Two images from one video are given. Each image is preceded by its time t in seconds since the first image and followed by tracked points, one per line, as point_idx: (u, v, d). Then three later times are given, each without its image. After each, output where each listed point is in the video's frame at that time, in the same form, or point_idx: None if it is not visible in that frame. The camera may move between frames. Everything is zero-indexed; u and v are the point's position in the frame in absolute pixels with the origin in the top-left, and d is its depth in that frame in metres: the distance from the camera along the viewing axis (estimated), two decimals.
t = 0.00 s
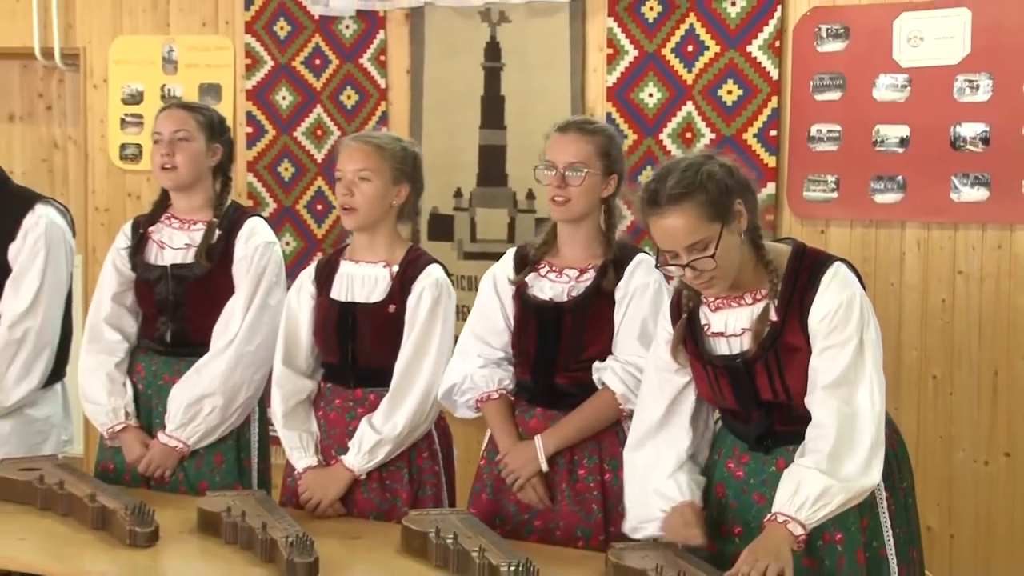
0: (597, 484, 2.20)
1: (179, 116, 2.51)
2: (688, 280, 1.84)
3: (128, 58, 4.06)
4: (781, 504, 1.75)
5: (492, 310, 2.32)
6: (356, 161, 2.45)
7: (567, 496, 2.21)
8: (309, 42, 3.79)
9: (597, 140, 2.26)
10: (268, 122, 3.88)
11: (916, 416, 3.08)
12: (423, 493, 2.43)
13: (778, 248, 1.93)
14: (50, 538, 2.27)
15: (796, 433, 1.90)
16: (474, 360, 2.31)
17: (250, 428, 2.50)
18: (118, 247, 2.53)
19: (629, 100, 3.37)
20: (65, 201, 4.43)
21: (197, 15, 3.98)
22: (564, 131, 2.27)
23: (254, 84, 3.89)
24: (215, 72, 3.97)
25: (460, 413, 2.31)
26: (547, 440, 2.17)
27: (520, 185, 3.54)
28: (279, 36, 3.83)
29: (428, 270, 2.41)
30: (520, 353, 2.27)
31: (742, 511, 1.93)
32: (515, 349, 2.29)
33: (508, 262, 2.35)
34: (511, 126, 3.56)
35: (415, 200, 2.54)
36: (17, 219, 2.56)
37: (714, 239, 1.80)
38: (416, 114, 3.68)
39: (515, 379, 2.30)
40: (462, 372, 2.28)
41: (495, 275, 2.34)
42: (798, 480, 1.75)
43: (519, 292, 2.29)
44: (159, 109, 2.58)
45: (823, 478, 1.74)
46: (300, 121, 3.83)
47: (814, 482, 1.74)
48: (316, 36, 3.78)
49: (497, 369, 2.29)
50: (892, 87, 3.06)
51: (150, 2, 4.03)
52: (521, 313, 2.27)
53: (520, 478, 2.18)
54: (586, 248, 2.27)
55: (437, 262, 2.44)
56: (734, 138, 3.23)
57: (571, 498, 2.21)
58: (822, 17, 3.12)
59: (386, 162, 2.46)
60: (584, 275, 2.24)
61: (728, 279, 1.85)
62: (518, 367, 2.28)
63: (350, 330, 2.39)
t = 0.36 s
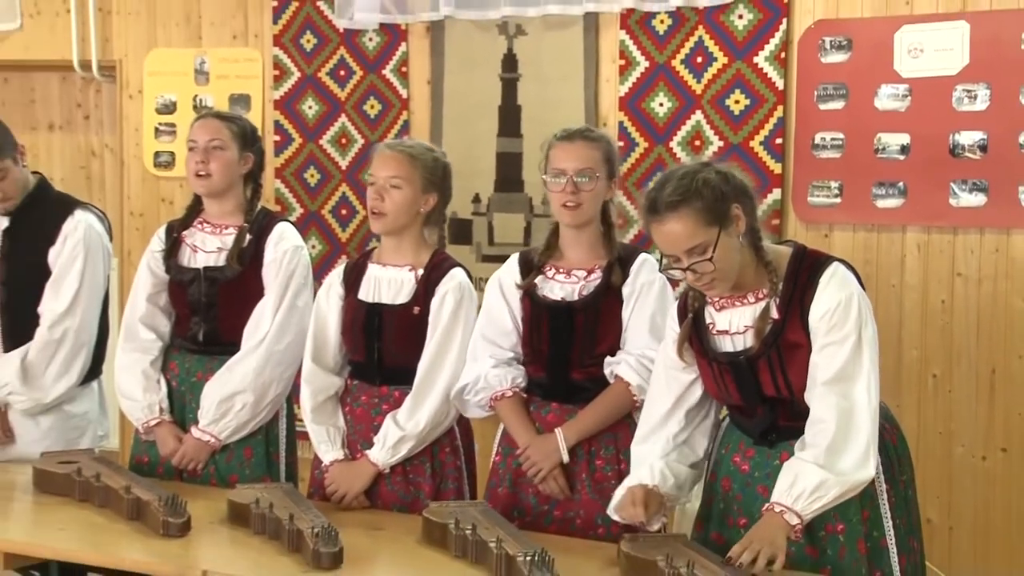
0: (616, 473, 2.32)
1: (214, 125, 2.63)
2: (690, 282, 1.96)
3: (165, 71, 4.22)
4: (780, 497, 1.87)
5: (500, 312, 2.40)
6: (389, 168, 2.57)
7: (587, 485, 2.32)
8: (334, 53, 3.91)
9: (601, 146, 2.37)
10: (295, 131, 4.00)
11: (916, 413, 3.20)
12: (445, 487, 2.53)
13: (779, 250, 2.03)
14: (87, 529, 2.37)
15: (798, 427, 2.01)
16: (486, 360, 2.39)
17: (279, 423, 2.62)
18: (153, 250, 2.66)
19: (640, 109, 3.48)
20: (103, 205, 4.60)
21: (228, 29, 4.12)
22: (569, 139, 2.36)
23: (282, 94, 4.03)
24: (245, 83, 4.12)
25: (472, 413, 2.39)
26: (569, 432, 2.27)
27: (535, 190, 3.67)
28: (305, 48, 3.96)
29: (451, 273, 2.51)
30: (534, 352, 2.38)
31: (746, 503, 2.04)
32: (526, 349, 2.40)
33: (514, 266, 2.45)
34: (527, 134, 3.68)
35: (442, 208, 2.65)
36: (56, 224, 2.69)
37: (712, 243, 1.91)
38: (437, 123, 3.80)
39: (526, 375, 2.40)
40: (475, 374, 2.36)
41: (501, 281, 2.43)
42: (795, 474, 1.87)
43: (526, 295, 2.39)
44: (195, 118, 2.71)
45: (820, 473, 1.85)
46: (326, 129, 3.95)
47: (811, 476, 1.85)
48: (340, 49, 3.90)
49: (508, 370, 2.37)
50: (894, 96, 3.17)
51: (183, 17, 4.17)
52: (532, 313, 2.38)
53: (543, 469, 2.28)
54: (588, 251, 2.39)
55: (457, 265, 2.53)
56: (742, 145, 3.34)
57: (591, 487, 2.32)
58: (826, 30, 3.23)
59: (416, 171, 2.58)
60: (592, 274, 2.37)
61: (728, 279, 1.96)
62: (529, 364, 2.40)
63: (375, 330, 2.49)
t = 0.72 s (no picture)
0: (630, 471, 2.43)
1: (246, 141, 2.75)
2: (694, 291, 2.07)
3: (198, 88, 4.39)
4: (785, 499, 1.97)
5: (515, 320, 2.51)
6: (408, 180, 2.65)
7: (603, 483, 2.43)
8: (360, 71, 4.06)
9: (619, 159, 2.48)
10: (322, 145, 4.14)
11: (919, 416, 3.33)
12: (466, 486, 2.62)
13: (781, 260, 2.14)
14: (124, 524, 2.46)
15: (802, 431, 2.12)
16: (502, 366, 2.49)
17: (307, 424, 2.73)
18: (186, 259, 2.79)
19: (653, 124, 3.62)
20: (138, 217, 4.81)
21: (258, 48, 4.28)
22: (590, 153, 2.47)
23: (309, 110, 4.16)
24: (273, 99, 4.26)
25: (488, 416, 2.50)
26: (586, 433, 2.38)
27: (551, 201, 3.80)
28: (332, 66, 4.10)
29: (468, 280, 2.59)
30: (549, 359, 2.49)
31: (753, 503, 2.15)
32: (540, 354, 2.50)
33: (528, 275, 2.56)
34: (544, 147, 3.82)
35: (458, 219, 2.73)
36: (94, 235, 2.81)
37: (713, 254, 2.02)
38: (458, 138, 3.94)
39: (541, 380, 2.50)
40: (492, 379, 2.47)
41: (515, 290, 2.54)
42: (800, 477, 1.97)
43: (540, 304, 2.50)
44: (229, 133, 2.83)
45: (822, 476, 1.96)
46: (351, 143, 4.10)
47: (814, 479, 1.96)
48: (366, 66, 4.05)
49: (524, 374, 2.48)
50: (897, 112, 3.31)
51: (216, 37, 4.34)
52: (547, 321, 2.49)
53: (561, 468, 2.39)
54: (600, 259, 2.51)
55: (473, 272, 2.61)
56: (750, 159, 3.48)
57: (607, 486, 2.43)
58: (832, 47, 3.37)
59: (434, 183, 2.66)
60: (603, 281, 2.48)
61: (731, 288, 2.07)
62: (546, 369, 2.50)
63: (397, 336, 2.58)
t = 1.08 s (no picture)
0: (637, 478, 2.54)
1: (270, 157, 2.87)
2: (700, 301, 2.18)
3: (228, 108, 4.58)
4: (787, 503, 2.09)
5: (530, 328, 2.64)
6: (409, 194, 2.76)
7: (610, 489, 2.54)
8: (380, 91, 4.23)
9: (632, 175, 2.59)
10: (344, 162, 4.32)
11: (918, 423, 3.44)
12: (481, 488, 2.74)
13: (784, 273, 2.25)
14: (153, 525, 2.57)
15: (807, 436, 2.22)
16: (517, 372, 2.62)
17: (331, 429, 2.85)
18: (213, 271, 2.92)
19: (661, 141, 3.76)
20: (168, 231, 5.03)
21: (283, 70, 4.45)
22: (607, 171, 2.59)
23: (332, 129, 4.35)
24: (298, 119, 4.44)
25: (503, 421, 2.62)
26: (593, 440, 2.49)
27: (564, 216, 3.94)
28: (354, 86, 4.28)
29: (476, 288, 2.71)
30: (563, 367, 2.60)
31: (758, 505, 2.26)
32: (554, 362, 2.62)
33: (545, 286, 2.70)
34: (556, 164, 3.95)
35: (461, 227, 2.84)
36: (124, 249, 2.94)
37: (718, 266, 2.13)
38: (474, 156, 4.09)
39: (555, 387, 2.62)
40: (507, 385, 2.59)
41: (532, 300, 2.68)
42: (800, 482, 2.09)
43: (555, 313, 2.62)
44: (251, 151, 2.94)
45: (821, 481, 2.07)
46: (372, 161, 4.26)
47: (813, 483, 2.07)
48: (386, 87, 4.22)
49: (538, 380, 2.60)
50: (895, 130, 3.42)
51: (244, 59, 4.52)
52: (561, 330, 2.60)
53: (569, 474, 2.50)
54: (616, 272, 2.62)
55: (483, 281, 2.73)
56: (755, 175, 3.61)
57: (613, 491, 2.54)
58: (833, 69, 3.49)
59: (435, 195, 2.77)
60: (617, 294, 2.60)
61: (735, 298, 2.18)
62: (559, 377, 2.61)
63: (411, 345, 2.70)
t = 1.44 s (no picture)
0: (648, 478, 2.65)
1: (296, 167, 2.99)
2: (709, 304, 2.29)
3: (257, 121, 4.73)
4: (798, 498, 2.19)
5: (549, 332, 2.77)
6: (419, 204, 2.88)
7: (621, 488, 2.65)
8: (402, 105, 4.37)
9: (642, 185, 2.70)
10: (368, 172, 4.47)
11: (919, 423, 3.55)
12: (498, 484, 2.85)
13: (789, 277, 2.37)
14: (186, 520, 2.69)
15: (813, 435, 2.33)
16: (537, 374, 2.75)
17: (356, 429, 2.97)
18: (243, 277, 3.04)
19: (671, 152, 3.89)
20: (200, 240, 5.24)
21: (309, 84, 4.60)
22: (619, 181, 2.70)
23: (356, 140, 4.50)
24: (323, 131, 4.58)
25: (523, 421, 2.75)
26: (605, 440, 2.61)
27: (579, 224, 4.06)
28: (377, 100, 4.43)
29: (490, 291, 2.81)
30: (580, 371, 2.73)
31: (765, 502, 2.37)
32: (571, 365, 2.75)
33: (563, 292, 2.82)
34: (571, 174, 4.08)
35: (472, 232, 2.95)
36: (156, 256, 3.06)
37: (727, 271, 2.24)
38: (492, 166, 4.22)
39: (572, 389, 2.75)
40: (526, 387, 2.72)
41: (552, 305, 2.80)
42: (810, 477, 2.19)
43: (573, 318, 2.75)
44: (279, 161, 3.07)
45: (830, 475, 2.17)
46: (394, 171, 4.41)
47: (823, 477, 2.17)
48: (408, 100, 4.36)
49: (556, 382, 2.73)
50: (898, 141, 3.53)
51: (272, 74, 4.67)
52: (578, 334, 2.72)
53: (582, 472, 2.61)
54: (631, 277, 2.73)
55: (500, 286, 2.85)
56: (762, 185, 3.73)
57: (625, 490, 2.65)
58: (837, 83, 3.60)
59: (443, 202, 2.88)
60: (631, 299, 2.71)
61: (743, 301, 2.30)
62: (575, 378, 2.74)
63: (429, 348, 2.82)
